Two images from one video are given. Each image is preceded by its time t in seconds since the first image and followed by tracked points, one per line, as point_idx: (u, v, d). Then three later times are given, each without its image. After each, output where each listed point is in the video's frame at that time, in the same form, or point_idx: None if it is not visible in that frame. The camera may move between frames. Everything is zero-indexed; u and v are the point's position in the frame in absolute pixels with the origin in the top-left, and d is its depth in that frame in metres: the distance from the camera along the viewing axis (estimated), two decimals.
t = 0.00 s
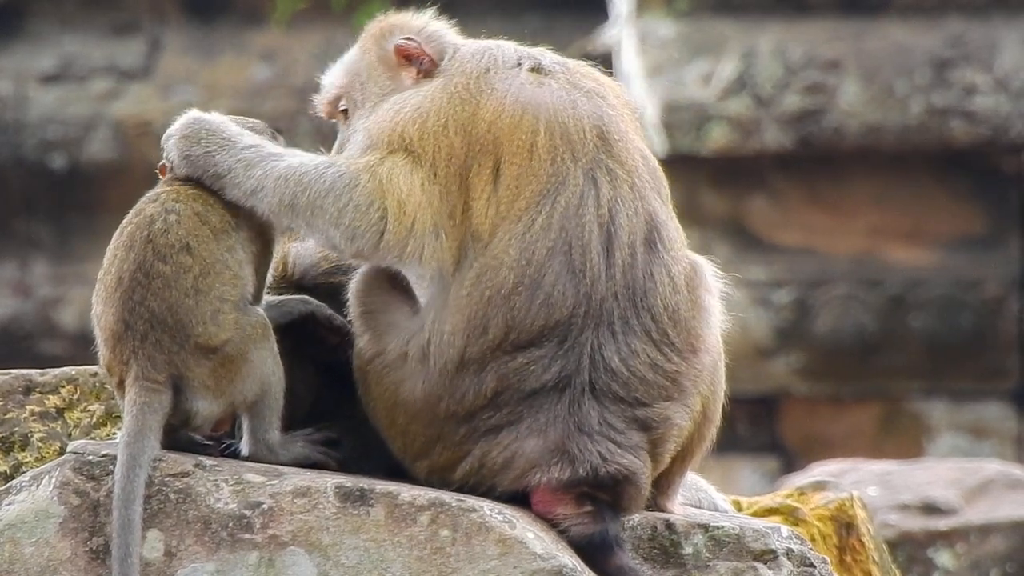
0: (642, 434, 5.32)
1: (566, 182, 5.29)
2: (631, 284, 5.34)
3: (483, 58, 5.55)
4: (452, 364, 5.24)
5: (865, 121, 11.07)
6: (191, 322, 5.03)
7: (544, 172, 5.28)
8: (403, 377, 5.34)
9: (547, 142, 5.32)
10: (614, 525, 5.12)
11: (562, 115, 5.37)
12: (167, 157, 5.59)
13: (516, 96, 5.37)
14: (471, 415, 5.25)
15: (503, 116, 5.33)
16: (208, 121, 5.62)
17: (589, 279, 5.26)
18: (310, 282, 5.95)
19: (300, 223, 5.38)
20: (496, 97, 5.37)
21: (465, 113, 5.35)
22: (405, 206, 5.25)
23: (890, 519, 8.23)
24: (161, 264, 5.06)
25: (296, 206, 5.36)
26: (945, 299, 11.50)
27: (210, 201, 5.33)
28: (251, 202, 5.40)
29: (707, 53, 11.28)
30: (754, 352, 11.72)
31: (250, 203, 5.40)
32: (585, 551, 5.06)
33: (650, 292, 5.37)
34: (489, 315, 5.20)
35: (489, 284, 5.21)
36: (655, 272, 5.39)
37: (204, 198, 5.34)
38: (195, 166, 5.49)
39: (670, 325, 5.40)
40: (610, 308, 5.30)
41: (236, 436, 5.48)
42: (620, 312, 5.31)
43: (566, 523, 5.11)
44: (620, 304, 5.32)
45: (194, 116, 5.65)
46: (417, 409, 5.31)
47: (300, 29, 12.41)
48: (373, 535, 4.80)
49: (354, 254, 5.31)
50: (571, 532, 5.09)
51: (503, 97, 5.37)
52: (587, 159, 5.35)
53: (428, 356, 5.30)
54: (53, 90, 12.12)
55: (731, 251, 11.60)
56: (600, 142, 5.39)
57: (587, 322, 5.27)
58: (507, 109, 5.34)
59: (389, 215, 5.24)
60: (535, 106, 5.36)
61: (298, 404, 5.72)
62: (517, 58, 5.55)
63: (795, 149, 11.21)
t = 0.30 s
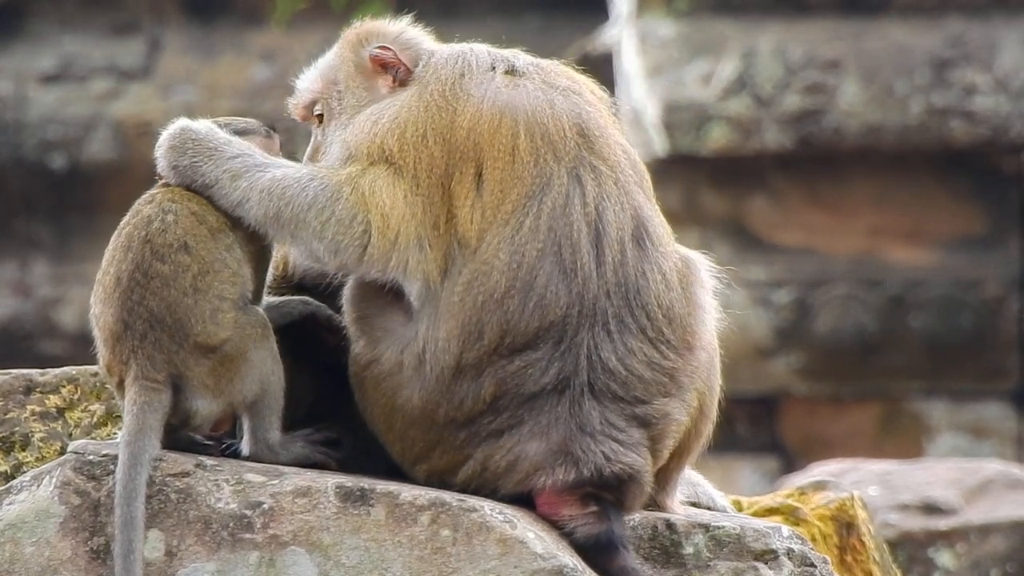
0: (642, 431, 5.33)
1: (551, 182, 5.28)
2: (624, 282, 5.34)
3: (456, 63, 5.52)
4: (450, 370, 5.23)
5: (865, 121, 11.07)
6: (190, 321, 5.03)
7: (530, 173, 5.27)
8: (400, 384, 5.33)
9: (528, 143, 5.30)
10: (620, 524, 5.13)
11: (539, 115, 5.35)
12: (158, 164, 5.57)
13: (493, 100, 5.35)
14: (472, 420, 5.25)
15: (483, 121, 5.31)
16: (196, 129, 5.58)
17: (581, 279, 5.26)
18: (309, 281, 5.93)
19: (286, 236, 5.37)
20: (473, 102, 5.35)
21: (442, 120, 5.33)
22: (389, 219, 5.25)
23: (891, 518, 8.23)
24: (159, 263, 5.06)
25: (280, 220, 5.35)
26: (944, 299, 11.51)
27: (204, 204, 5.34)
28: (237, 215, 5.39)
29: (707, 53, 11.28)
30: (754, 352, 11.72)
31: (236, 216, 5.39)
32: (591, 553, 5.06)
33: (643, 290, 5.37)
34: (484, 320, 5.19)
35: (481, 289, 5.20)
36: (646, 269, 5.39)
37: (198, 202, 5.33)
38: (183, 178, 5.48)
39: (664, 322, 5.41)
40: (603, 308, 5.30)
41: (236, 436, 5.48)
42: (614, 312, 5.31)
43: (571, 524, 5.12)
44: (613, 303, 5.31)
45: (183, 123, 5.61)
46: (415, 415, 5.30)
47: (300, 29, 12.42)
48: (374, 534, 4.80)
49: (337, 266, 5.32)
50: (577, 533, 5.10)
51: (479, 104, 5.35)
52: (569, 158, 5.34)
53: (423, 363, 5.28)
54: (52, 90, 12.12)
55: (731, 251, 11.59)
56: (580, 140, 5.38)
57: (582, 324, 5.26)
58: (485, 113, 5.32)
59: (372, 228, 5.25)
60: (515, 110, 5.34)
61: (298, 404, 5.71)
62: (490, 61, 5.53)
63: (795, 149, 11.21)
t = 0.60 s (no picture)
0: (641, 434, 5.33)
1: (550, 186, 5.28)
2: (623, 286, 5.34)
3: (455, 63, 5.51)
4: (448, 374, 5.23)
5: (865, 121, 11.07)
6: (189, 321, 5.03)
7: (528, 177, 5.27)
8: (399, 386, 5.33)
9: (527, 147, 5.30)
10: (620, 527, 5.13)
11: (539, 118, 5.34)
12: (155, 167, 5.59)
13: (490, 102, 5.35)
14: (471, 423, 5.26)
15: (481, 123, 5.31)
16: (191, 132, 5.60)
17: (579, 283, 5.26)
18: (308, 283, 5.92)
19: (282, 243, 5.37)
20: (471, 105, 5.35)
21: (441, 123, 5.33)
22: (384, 226, 5.26)
23: (890, 518, 8.23)
24: (158, 264, 5.06)
25: (275, 226, 5.34)
26: (944, 299, 11.50)
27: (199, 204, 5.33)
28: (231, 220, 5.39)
29: (707, 53, 11.27)
30: (754, 352, 11.72)
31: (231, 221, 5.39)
32: (591, 556, 5.06)
33: (642, 294, 5.37)
34: (483, 324, 5.19)
35: (480, 294, 5.20)
36: (644, 272, 5.39)
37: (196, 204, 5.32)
38: (178, 181, 5.49)
39: (664, 325, 5.41)
40: (602, 312, 5.30)
41: (235, 437, 5.48)
42: (613, 316, 5.31)
43: (571, 526, 5.12)
44: (612, 307, 5.31)
45: (178, 126, 5.63)
46: (414, 417, 5.30)
47: (300, 29, 12.42)
48: (373, 534, 4.80)
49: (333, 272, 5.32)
50: (576, 535, 5.09)
51: (478, 106, 5.35)
52: (568, 161, 5.33)
53: (422, 365, 5.29)
54: (52, 90, 12.11)
55: (730, 251, 11.60)
56: (579, 142, 5.38)
57: (580, 328, 5.27)
58: (483, 116, 5.32)
59: (367, 236, 5.26)
60: (514, 112, 5.34)
61: (297, 404, 5.69)
62: (488, 62, 5.52)
63: (795, 149, 11.20)
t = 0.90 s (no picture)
0: (641, 434, 5.33)
1: (552, 187, 5.28)
2: (624, 288, 5.34)
3: (458, 62, 5.51)
4: (449, 375, 5.23)
5: (864, 121, 11.07)
6: (188, 320, 5.03)
7: (528, 177, 5.27)
8: (399, 385, 5.33)
9: (530, 148, 5.30)
10: (621, 528, 5.13)
11: (542, 118, 5.34)
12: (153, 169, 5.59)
13: (493, 102, 5.35)
14: (471, 424, 5.26)
15: (484, 124, 5.31)
16: (188, 134, 5.60)
17: (581, 285, 5.26)
18: (308, 284, 5.92)
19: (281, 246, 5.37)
20: (473, 105, 5.34)
21: (442, 123, 5.33)
22: (383, 230, 5.26)
23: (890, 518, 8.23)
24: (157, 264, 5.06)
25: (273, 229, 5.35)
26: (944, 299, 11.50)
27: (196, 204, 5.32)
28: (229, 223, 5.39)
29: (707, 53, 11.27)
30: (753, 352, 11.72)
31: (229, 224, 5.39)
32: (592, 557, 5.07)
33: (643, 296, 5.36)
34: (484, 325, 5.19)
35: (481, 296, 5.20)
36: (645, 274, 5.38)
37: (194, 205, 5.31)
38: (175, 183, 5.50)
39: (665, 328, 5.41)
40: (603, 314, 5.29)
41: (235, 437, 5.48)
42: (614, 318, 5.31)
43: (572, 526, 5.12)
44: (613, 309, 5.31)
45: (175, 129, 5.63)
46: (414, 417, 5.31)
47: (300, 29, 12.42)
48: (372, 534, 4.80)
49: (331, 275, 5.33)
50: (578, 535, 5.10)
51: (480, 105, 5.34)
52: (571, 162, 5.33)
53: (422, 365, 5.29)
54: (52, 90, 12.11)
55: (730, 251, 11.60)
56: (582, 143, 5.37)
57: (581, 330, 5.27)
58: (485, 116, 5.32)
59: (366, 238, 5.26)
60: (516, 112, 5.33)
61: (297, 404, 5.69)
62: (491, 61, 5.52)
63: (795, 149, 11.20)
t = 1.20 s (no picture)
0: (643, 436, 5.32)
1: (553, 188, 5.28)
2: (624, 292, 5.32)
3: (463, 60, 5.51)
4: (448, 377, 5.23)
5: (864, 121, 11.07)
6: (188, 320, 5.03)
7: (530, 179, 5.27)
8: (399, 388, 5.33)
9: (532, 149, 5.29)
10: (623, 530, 5.14)
11: (545, 118, 5.34)
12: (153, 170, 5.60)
13: (497, 102, 5.34)
14: (472, 427, 5.25)
15: (486, 124, 5.31)
16: (187, 135, 5.61)
17: (582, 289, 5.25)
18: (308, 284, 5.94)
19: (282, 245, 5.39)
20: (477, 104, 5.34)
21: (446, 121, 5.33)
22: (383, 229, 5.28)
23: (890, 518, 8.24)
24: (158, 264, 5.06)
25: (273, 228, 5.37)
26: (944, 299, 11.50)
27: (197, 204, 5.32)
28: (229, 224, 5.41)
29: (707, 53, 11.27)
30: (754, 352, 11.72)
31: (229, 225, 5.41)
32: (594, 559, 5.08)
33: (645, 300, 5.34)
34: (484, 328, 5.18)
35: (481, 298, 5.19)
36: (647, 277, 5.37)
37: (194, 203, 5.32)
38: (175, 184, 5.50)
39: (666, 333, 5.39)
40: (603, 318, 5.28)
41: (235, 436, 5.48)
42: (614, 322, 5.29)
43: (575, 528, 5.13)
44: (614, 313, 5.29)
45: (174, 130, 5.64)
46: (415, 419, 5.30)
47: (300, 29, 12.41)
48: (373, 534, 4.80)
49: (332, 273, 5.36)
50: (581, 537, 5.11)
51: (484, 105, 5.34)
52: (574, 164, 5.32)
53: (422, 367, 5.29)
54: (52, 90, 12.11)
55: (730, 251, 11.60)
56: (584, 144, 5.36)
57: (581, 334, 5.26)
58: (488, 116, 5.32)
59: (365, 238, 5.28)
60: (519, 112, 5.33)
61: (297, 404, 5.68)
62: (495, 60, 5.51)
63: (795, 149, 11.20)
